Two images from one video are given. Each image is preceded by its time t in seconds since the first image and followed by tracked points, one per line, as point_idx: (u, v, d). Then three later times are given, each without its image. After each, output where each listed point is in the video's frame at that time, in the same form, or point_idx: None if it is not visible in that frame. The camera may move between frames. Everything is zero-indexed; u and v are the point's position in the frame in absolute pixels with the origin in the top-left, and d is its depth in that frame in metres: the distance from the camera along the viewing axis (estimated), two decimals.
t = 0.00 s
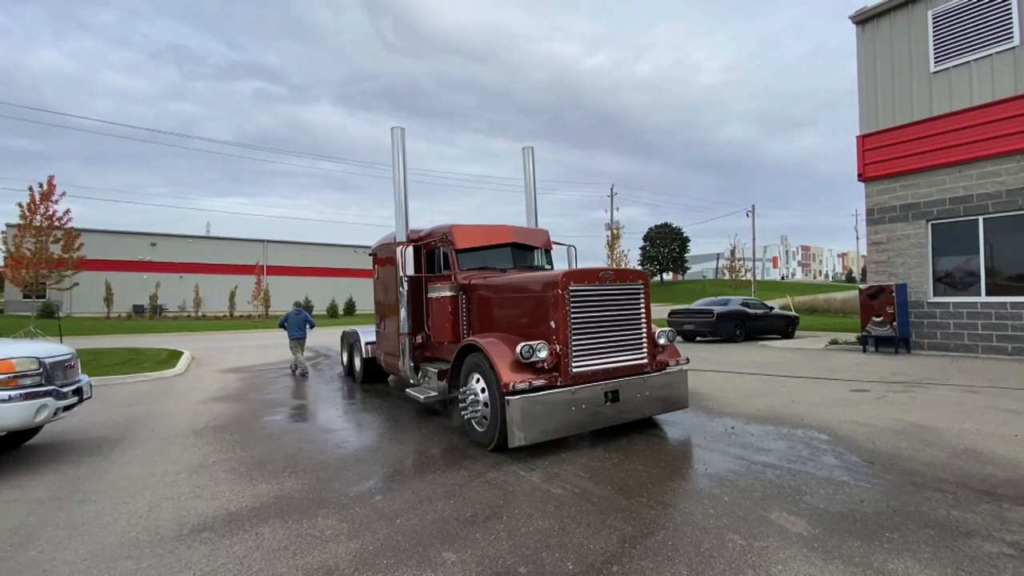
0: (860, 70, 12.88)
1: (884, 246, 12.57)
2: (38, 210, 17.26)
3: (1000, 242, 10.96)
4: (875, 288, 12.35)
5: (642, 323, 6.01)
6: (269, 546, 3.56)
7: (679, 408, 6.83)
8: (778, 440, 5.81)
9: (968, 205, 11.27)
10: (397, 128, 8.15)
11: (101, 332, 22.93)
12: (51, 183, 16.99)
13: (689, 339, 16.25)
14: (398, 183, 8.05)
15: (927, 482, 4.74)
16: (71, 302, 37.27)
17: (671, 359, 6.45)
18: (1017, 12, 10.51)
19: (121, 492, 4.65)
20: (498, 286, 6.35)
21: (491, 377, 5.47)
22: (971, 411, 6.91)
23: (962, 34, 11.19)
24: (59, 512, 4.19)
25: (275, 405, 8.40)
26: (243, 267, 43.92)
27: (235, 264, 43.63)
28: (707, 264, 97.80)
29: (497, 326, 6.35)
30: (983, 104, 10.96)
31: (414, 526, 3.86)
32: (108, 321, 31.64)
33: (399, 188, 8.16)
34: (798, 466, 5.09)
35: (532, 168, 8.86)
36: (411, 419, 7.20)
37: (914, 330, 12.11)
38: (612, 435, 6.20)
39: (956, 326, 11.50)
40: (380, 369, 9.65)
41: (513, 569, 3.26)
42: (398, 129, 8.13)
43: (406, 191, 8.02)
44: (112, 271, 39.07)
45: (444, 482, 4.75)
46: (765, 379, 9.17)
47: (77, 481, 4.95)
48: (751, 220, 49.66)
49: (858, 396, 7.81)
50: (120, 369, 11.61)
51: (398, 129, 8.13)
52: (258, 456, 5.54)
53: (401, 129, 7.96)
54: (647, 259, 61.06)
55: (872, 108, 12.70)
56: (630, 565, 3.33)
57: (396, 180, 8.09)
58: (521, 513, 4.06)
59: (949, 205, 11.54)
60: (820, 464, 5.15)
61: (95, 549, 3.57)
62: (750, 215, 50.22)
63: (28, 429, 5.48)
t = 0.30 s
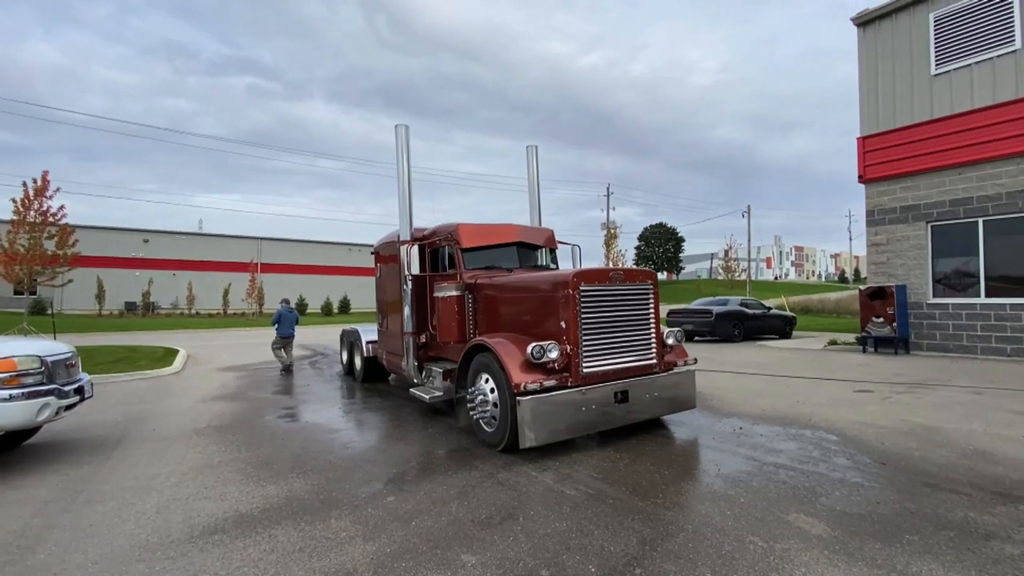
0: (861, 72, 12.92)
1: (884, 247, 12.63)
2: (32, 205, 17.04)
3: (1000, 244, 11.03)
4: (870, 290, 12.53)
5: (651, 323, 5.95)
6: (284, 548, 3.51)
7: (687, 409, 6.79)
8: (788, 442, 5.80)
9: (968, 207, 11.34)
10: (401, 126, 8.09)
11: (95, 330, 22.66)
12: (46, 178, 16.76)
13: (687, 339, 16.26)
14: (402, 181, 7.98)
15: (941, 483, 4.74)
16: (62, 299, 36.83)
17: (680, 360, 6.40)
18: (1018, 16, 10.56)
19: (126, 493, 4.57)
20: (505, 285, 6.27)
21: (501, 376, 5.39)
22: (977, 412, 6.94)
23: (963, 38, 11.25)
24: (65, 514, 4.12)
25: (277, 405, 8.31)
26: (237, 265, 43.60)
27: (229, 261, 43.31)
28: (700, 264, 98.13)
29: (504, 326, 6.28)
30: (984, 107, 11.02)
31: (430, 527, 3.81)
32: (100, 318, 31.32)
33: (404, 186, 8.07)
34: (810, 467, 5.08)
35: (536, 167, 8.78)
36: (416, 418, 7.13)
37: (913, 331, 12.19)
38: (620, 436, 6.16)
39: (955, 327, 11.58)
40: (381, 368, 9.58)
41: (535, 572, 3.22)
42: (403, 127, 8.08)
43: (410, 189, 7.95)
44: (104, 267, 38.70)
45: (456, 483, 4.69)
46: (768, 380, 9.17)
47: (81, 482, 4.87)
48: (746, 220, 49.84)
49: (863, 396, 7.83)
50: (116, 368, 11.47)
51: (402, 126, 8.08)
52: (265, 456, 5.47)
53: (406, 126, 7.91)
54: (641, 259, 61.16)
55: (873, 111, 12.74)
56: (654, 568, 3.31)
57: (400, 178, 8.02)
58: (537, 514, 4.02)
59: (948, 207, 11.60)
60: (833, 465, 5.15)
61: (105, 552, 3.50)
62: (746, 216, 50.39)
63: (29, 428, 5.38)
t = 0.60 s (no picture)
0: (859, 73, 12.98)
1: (879, 246, 12.70)
2: (19, 199, 16.71)
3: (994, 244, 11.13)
4: (868, 289, 12.54)
5: (657, 320, 5.91)
6: (293, 548, 3.42)
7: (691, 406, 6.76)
8: (794, 439, 5.79)
9: (963, 207, 11.42)
10: (403, 120, 8.05)
11: (84, 326, 22.33)
12: (33, 171, 16.43)
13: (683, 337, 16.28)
14: (404, 175, 7.90)
15: (949, 479, 4.75)
16: (48, 294, 36.27)
17: (685, 357, 6.36)
18: (1013, 18, 10.64)
19: (124, 492, 4.45)
20: (509, 282, 6.19)
21: (507, 373, 5.32)
22: (978, 409, 6.98)
23: (959, 39, 11.32)
24: (62, 514, 4.00)
25: (274, 402, 8.19)
26: (226, 261, 43.18)
27: (219, 257, 42.87)
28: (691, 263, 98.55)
29: (509, 323, 6.20)
30: (979, 108, 11.10)
31: (442, 526, 3.73)
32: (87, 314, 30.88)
33: (405, 181, 7.98)
34: (818, 464, 5.07)
35: (537, 164, 8.72)
36: (417, 416, 7.04)
37: (908, 329, 12.26)
38: (625, 433, 6.11)
39: (949, 326, 11.67)
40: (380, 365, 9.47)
41: (553, 571, 3.16)
42: (405, 121, 8.04)
43: (412, 184, 7.87)
44: (91, 262, 38.17)
45: (463, 480, 4.62)
46: (768, 377, 9.18)
47: (77, 480, 4.74)
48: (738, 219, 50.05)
49: (864, 394, 7.85)
50: (107, 364, 11.27)
51: (404, 120, 8.04)
52: (266, 454, 5.37)
53: (408, 120, 7.86)
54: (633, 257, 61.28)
55: (870, 111, 12.80)
56: (671, 566, 3.26)
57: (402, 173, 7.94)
58: (549, 512, 3.96)
59: (944, 207, 11.69)
60: (840, 462, 5.14)
61: (106, 553, 3.39)
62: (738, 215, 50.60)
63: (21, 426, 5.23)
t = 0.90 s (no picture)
0: (855, 73, 12.99)
1: (874, 246, 12.74)
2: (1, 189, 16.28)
3: (987, 244, 11.22)
4: (860, 290, 12.62)
5: (661, 318, 5.82)
6: (295, 551, 3.28)
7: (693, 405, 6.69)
8: (799, 437, 5.74)
9: (957, 207, 11.50)
10: (401, 112, 7.93)
11: (69, 320, 21.91)
12: (16, 162, 16.02)
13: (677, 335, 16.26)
14: (402, 169, 7.76)
15: (957, 477, 4.72)
16: (31, 288, 35.60)
17: (687, 355, 6.28)
18: (1009, 20, 10.70)
19: (114, 493, 4.29)
20: (510, 278, 6.07)
21: (510, 370, 5.19)
22: (977, 408, 6.99)
23: (955, 41, 11.36)
24: (49, 516, 3.82)
25: (267, 399, 8.02)
26: (214, 256, 42.64)
27: (206, 253, 42.33)
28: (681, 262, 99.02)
29: (510, 320, 6.08)
30: (974, 109, 11.16)
31: (450, 527, 3.61)
32: (71, 309, 30.30)
33: (403, 175, 7.83)
34: (826, 463, 5.01)
35: (537, 159, 8.60)
36: (414, 413, 6.90)
37: (901, 328, 12.32)
38: (627, 431, 6.02)
39: (942, 325, 11.73)
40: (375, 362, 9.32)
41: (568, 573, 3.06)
42: (402, 112, 7.91)
43: (410, 177, 7.73)
44: (75, 257, 37.53)
45: (467, 478, 4.51)
46: (767, 375, 9.15)
47: (64, 481, 4.56)
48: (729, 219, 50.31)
49: (863, 392, 7.83)
50: (92, 360, 11.01)
51: (402, 112, 7.91)
52: (261, 453, 5.21)
53: (406, 112, 7.73)
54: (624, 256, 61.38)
55: (866, 111, 12.83)
56: (688, 568, 3.17)
57: (400, 166, 7.80)
58: (558, 511, 3.86)
59: (938, 208, 11.75)
60: (847, 460, 5.09)
61: (96, 557, 3.23)
62: (729, 214, 50.88)
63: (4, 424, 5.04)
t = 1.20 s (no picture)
0: (848, 73, 13.05)
1: (865, 245, 12.82)
2: None
3: (976, 244, 11.34)
4: (855, 294, 12.59)
5: (664, 315, 5.75)
6: (299, 554, 3.15)
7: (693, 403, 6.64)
8: (801, 435, 5.72)
9: (948, 208, 11.61)
10: (397, 105, 7.79)
11: (51, 316, 21.44)
12: None
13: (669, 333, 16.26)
14: (398, 163, 7.62)
15: (962, 474, 4.72)
16: (9, 283, 34.81)
17: (689, 352, 6.22)
18: (999, 23, 10.81)
19: (104, 495, 4.12)
20: (511, 274, 5.96)
21: (514, 367, 5.09)
22: (972, 405, 7.03)
23: (947, 43, 11.46)
24: (36, 519, 3.66)
25: (259, 397, 7.85)
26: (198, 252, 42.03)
27: (190, 249, 41.71)
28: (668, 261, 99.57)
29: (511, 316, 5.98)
30: (964, 111, 11.26)
31: (458, 527, 3.51)
32: (50, 305, 29.65)
33: (400, 170, 7.69)
34: (831, 461, 4.98)
35: (535, 156, 8.50)
36: (411, 412, 6.77)
37: (891, 327, 12.41)
38: (629, 429, 5.94)
39: (932, 324, 11.84)
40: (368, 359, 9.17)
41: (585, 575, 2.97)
42: (399, 106, 7.78)
43: (406, 172, 7.59)
44: (55, 252, 36.77)
45: (471, 477, 4.40)
46: (762, 373, 9.16)
47: (51, 482, 4.39)
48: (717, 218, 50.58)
49: (860, 390, 7.85)
50: (75, 358, 10.72)
51: (398, 105, 7.78)
52: (256, 453, 5.06)
53: (403, 106, 7.60)
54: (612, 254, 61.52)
55: (858, 111, 12.90)
56: (706, 569, 3.09)
57: (396, 160, 7.66)
58: (568, 511, 3.77)
59: (929, 208, 11.85)
60: (852, 458, 5.07)
61: (87, 563, 3.08)
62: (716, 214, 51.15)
63: None
